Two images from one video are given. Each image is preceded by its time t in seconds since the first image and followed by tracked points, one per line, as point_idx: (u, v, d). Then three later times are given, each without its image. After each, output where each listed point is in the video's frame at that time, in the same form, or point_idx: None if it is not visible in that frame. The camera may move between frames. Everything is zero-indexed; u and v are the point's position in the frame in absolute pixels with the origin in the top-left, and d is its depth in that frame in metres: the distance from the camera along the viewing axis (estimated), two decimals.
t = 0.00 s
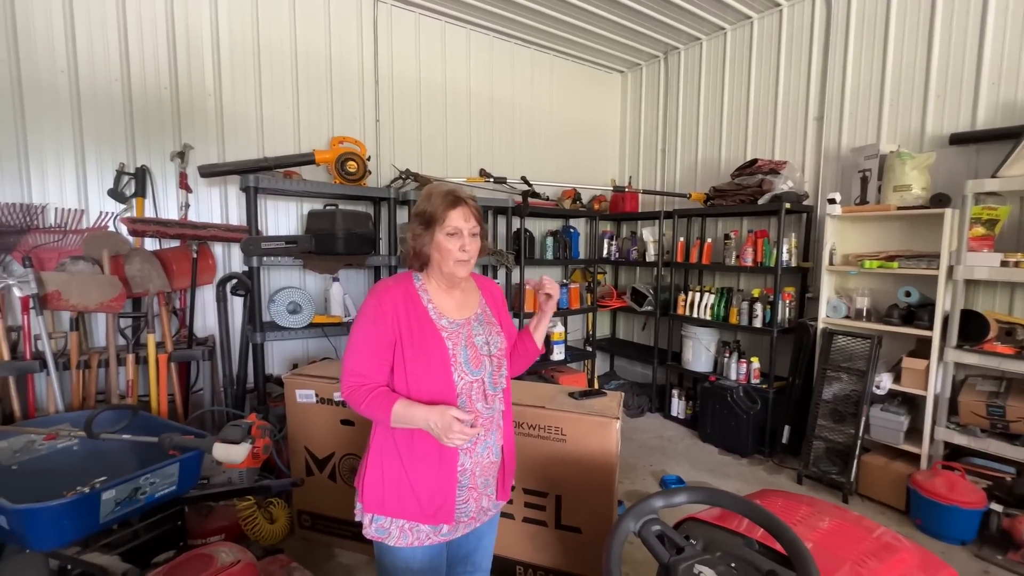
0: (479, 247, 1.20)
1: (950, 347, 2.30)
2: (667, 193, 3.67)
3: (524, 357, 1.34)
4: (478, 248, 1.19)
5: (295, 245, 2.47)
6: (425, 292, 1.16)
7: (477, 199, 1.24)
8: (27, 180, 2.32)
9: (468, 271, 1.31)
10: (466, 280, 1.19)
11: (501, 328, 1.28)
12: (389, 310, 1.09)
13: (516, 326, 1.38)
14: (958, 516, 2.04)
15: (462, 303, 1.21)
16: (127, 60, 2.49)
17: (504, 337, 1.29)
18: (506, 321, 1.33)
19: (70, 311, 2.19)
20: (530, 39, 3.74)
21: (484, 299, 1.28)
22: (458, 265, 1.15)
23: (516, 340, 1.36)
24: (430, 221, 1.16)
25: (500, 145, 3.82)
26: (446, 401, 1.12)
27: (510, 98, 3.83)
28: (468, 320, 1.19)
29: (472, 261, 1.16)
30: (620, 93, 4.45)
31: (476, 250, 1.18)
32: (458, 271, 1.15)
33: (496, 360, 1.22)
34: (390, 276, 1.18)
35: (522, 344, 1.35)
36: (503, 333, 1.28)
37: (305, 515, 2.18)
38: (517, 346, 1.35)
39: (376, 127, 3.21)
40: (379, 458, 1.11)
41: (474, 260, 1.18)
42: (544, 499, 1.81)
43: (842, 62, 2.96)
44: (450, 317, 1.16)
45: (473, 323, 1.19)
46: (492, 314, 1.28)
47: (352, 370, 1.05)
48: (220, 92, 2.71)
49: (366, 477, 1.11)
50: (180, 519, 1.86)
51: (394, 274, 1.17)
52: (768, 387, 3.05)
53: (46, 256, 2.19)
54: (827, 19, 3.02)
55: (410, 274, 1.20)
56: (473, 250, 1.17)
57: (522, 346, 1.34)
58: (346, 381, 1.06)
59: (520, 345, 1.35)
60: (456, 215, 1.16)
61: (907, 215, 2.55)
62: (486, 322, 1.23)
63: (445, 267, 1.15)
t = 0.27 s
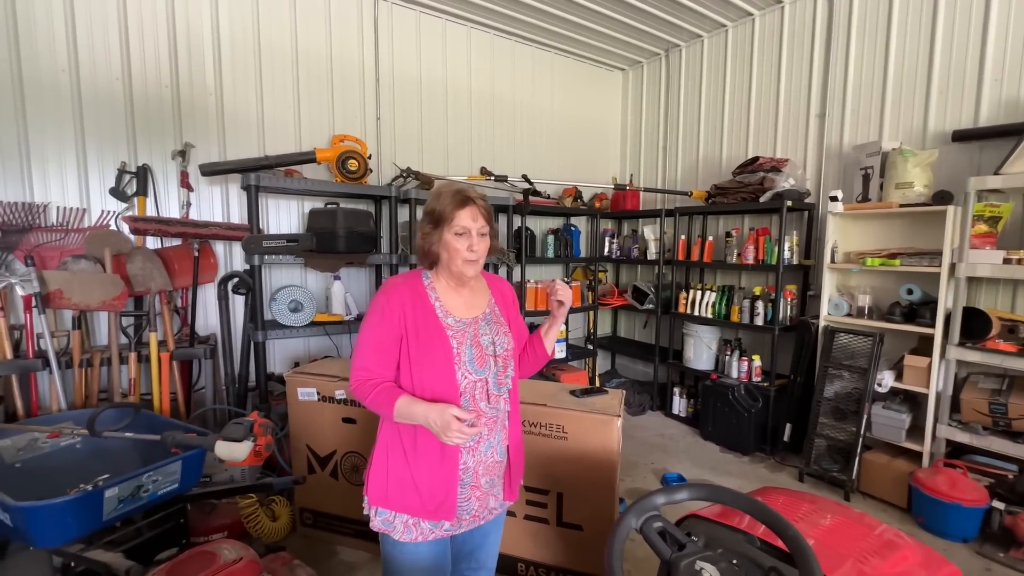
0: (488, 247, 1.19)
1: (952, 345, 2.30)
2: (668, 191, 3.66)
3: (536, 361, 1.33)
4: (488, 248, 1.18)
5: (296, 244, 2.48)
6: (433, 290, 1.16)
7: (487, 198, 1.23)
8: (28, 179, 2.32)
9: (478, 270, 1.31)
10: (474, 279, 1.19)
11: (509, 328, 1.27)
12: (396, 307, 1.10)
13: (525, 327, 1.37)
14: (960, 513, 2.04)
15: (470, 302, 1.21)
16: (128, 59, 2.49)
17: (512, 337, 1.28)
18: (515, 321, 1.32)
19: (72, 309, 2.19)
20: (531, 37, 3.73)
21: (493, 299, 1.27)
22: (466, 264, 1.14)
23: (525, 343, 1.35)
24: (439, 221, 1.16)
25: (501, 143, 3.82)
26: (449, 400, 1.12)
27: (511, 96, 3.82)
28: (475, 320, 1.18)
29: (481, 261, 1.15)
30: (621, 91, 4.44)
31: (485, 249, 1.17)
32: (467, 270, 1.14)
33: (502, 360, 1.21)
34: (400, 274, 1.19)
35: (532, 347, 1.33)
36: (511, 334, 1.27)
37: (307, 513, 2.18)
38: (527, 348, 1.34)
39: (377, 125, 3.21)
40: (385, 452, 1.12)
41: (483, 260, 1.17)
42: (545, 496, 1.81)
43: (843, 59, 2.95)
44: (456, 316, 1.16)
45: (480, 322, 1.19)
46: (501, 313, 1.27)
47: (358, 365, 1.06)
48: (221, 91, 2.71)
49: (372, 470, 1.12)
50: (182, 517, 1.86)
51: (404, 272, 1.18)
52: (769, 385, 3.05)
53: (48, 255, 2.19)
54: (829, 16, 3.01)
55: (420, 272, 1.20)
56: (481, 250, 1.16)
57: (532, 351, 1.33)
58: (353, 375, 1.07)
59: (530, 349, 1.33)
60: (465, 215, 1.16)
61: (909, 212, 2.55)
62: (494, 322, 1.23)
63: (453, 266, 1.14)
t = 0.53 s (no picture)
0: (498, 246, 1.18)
1: (961, 343, 2.28)
2: (673, 188, 3.64)
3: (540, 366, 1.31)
4: (497, 247, 1.17)
5: (301, 242, 2.48)
6: (441, 288, 1.16)
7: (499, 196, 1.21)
8: (35, 177, 2.33)
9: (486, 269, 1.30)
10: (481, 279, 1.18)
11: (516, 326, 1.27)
12: (404, 306, 1.10)
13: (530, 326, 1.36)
14: (969, 512, 2.02)
15: (478, 301, 1.20)
16: (133, 57, 2.49)
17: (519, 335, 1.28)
18: (520, 319, 1.32)
19: (79, 307, 2.20)
20: (536, 34, 3.72)
21: (500, 297, 1.27)
22: (474, 264, 1.14)
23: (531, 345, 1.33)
24: (451, 219, 1.15)
25: (505, 140, 3.81)
26: (459, 399, 1.11)
27: (515, 93, 3.81)
28: (483, 318, 1.18)
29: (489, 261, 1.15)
30: (626, 87, 4.42)
31: (495, 250, 1.16)
32: (474, 270, 1.14)
33: (510, 359, 1.21)
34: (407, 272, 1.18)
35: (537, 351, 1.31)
36: (518, 332, 1.26)
37: (313, 510, 2.19)
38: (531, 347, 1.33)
39: (381, 123, 3.21)
40: (393, 456, 1.11)
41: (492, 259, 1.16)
42: (551, 494, 1.81)
43: (851, 55, 2.92)
44: (465, 315, 1.15)
45: (488, 321, 1.19)
46: (508, 312, 1.27)
47: (366, 365, 1.06)
48: (225, 89, 2.72)
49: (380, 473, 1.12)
50: (189, 514, 1.87)
51: (411, 270, 1.18)
52: (775, 382, 3.03)
53: (54, 253, 2.20)
54: (836, 11, 2.98)
55: (428, 270, 1.20)
56: (491, 250, 1.15)
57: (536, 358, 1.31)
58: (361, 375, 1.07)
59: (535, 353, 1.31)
60: (477, 215, 1.14)
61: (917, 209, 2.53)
62: (502, 320, 1.22)
63: (461, 266, 1.14)
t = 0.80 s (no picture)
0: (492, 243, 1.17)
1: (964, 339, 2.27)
2: (675, 185, 3.63)
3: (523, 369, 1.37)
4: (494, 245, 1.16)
5: (303, 239, 2.48)
6: (436, 288, 1.12)
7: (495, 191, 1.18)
8: (36, 174, 2.33)
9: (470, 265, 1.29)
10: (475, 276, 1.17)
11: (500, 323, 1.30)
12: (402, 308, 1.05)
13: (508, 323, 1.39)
14: (972, 509, 2.02)
15: (467, 298, 1.19)
16: (133, 53, 2.49)
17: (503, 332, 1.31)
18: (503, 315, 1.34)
19: (81, 305, 2.20)
20: (537, 30, 3.71)
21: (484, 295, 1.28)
22: (476, 262, 1.12)
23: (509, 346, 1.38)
24: (457, 214, 1.08)
25: (507, 137, 3.80)
26: (462, 400, 1.12)
27: (517, 90, 3.80)
28: (476, 317, 1.18)
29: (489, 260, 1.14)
30: (627, 84, 4.41)
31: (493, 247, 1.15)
32: (474, 268, 1.13)
33: (502, 357, 1.24)
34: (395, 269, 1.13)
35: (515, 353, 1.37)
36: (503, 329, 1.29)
37: (315, 506, 2.19)
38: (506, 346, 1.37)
39: (382, 119, 3.20)
40: (386, 465, 1.07)
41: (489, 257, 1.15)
42: (553, 491, 1.81)
43: (854, 51, 2.91)
44: (460, 315, 1.14)
45: (480, 320, 1.19)
46: (493, 309, 1.29)
47: (365, 373, 1.01)
48: (226, 85, 2.71)
49: (372, 484, 1.07)
50: (191, 510, 1.88)
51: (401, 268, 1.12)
52: (777, 380, 3.03)
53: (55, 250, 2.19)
54: (840, 6, 2.97)
55: (418, 267, 1.14)
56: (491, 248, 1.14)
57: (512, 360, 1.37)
58: (357, 383, 1.01)
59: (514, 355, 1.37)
60: (485, 213, 1.10)
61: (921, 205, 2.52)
62: (490, 318, 1.24)
63: (463, 263, 1.11)
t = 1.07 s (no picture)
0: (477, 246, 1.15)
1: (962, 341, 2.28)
2: (673, 186, 3.64)
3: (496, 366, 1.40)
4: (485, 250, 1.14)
5: (301, 240, 2.48)
6: (434, 295, 1.06)
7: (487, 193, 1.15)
8: (35, 175, 2.32)
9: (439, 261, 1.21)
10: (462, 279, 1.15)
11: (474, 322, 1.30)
12: (413, 320, 0.98)
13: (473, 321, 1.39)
14: (970, 510, 2.02)
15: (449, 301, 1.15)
16: (132, 55, 2.48)
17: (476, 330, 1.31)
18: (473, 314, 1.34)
19: (79, 306, 2.19)
20: (536, 31, 3.71)
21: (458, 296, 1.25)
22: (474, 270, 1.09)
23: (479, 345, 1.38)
24: (477, 228, 1.04)
25: (506, 138, 3.80)
26: (463, 404, 1.12)
27: (515, 91, 3.80)
28: (462, 320, 1.16)
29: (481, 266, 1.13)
30: (626, 85, 4.41)
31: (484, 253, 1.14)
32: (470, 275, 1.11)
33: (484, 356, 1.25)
34: (390, 276, 1.02)
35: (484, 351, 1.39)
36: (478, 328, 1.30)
37: (313, 508, 2.19)
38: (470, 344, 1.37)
39: (381, 120, 3.20)
40: (389, 484, 1.02)
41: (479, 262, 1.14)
42: (552, 493, 1.81)
43: (852, 52, 2.91)
44: (453, 320, 1.11)
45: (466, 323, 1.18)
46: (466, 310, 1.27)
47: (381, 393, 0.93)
48: (225, 87, 2.71)
49: (376, 504, 1.01)
50: (190, 512, 1.87)
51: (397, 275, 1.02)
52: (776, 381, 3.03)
53: (54, 252, 2.19)
54: (838, 8, 2.97)
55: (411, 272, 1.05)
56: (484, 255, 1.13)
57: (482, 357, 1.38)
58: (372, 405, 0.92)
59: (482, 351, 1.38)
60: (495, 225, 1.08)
61: (918, 207, 2.52)
62: (470, 319, 1.23)
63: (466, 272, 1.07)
